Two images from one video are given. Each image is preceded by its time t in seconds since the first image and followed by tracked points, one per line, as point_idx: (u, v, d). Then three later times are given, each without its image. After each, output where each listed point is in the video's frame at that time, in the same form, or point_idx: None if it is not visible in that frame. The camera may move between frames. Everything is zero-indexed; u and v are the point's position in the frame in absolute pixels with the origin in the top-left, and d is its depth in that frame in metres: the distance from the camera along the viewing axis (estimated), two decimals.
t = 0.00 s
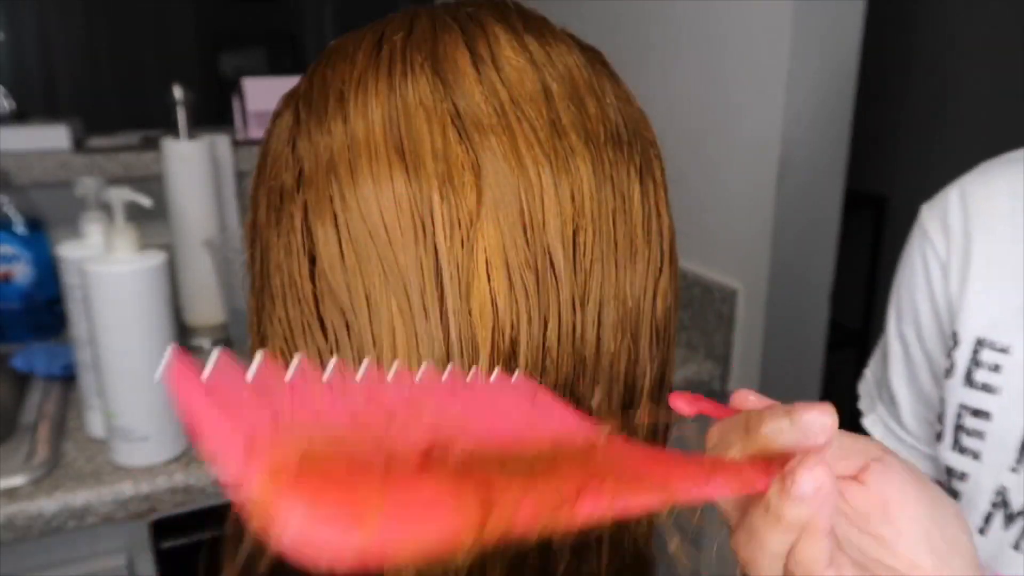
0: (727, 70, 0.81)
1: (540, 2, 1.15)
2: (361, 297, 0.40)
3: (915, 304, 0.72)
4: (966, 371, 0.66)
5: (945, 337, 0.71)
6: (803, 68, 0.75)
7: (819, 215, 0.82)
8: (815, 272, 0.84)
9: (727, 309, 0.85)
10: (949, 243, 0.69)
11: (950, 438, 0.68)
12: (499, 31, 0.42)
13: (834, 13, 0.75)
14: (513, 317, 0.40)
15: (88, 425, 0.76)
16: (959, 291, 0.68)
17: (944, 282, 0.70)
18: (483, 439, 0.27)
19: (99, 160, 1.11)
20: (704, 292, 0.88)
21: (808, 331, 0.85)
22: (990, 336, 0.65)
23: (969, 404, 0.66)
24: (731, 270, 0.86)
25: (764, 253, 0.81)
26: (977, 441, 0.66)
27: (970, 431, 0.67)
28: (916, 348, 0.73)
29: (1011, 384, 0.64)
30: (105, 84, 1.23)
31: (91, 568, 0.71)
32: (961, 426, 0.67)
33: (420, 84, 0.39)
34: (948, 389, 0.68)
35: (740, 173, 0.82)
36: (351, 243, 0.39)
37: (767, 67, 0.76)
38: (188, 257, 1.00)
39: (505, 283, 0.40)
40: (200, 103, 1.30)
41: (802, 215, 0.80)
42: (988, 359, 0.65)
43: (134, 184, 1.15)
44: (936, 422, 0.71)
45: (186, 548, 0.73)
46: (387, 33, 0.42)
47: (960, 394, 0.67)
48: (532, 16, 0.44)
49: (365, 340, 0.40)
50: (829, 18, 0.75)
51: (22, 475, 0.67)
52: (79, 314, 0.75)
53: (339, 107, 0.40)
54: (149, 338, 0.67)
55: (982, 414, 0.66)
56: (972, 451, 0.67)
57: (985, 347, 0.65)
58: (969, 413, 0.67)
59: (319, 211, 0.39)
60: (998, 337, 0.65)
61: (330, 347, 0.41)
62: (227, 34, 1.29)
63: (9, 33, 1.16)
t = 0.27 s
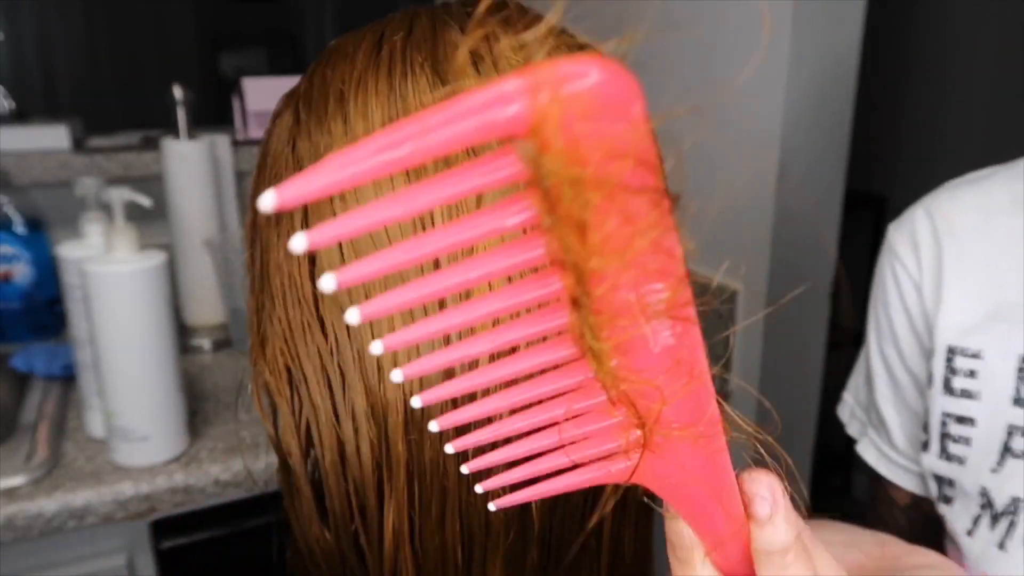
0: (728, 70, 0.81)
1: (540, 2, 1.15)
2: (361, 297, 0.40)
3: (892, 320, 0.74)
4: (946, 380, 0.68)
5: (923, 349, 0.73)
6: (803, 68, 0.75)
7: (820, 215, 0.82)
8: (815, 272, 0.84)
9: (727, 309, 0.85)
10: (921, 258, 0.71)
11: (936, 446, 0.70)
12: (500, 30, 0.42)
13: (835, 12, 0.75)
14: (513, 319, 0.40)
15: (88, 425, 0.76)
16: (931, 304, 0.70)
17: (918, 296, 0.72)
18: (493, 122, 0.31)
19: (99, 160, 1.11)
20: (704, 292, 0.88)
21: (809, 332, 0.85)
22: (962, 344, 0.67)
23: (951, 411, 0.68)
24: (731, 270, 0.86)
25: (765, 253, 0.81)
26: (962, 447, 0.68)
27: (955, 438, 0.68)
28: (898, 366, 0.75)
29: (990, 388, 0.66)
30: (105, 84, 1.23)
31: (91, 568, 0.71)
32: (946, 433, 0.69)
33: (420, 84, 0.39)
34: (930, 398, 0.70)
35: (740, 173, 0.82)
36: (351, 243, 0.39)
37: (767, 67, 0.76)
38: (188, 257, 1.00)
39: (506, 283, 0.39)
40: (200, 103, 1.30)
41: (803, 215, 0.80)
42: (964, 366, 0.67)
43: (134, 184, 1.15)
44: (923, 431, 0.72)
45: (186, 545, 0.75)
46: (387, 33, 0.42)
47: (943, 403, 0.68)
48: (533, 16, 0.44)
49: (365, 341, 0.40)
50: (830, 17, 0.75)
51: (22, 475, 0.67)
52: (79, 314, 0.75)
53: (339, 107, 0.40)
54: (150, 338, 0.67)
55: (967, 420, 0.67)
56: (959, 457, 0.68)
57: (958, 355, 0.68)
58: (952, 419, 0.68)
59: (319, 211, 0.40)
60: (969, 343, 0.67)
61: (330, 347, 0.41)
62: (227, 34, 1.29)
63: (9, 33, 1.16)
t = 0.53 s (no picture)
0: (727, 70, 0.81)
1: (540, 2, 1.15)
2: (361, 296, 0.39)
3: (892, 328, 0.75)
4: (946, 385, 0.69)
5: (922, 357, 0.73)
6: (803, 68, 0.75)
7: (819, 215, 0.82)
8: (815, 272, 0.84)
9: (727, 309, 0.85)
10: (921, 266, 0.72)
11: (937, 450, 0.70)
12: (500, 31, 0.41)
13: (834, 13, 0.75)
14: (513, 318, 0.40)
15: (88, 425, 0.76)
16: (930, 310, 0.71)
17: (917, 303, 0.73)
18: (537, 148, 0.31)
19: (98, 160, 1.11)
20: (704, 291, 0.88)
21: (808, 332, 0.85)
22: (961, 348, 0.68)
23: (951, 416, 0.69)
24: (731, 270, 0.86)
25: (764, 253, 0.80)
26: (961, 451, 0.69)
27: (954, 442, 0.69)
28: (899, 373, 0.75)
29: (989, 392, 0.67)
30: (105, 84, 1.23)
31: (90, 568, 0.70)
32: (946, 438, 0.69)
33: (420, 84, 0.39)
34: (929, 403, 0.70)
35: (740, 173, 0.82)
36: (351, 243, 0.39)
37: (767, 66, 0.76)
38: (188, 257, 1.00)
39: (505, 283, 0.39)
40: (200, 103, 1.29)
41: (802, 215, 0.80)
42: (963, 370, 0.68)
43: (134, 184, 1.15)
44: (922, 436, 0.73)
45: (187, 545, 0.74)
46: (387, 33, 0.42)
47: (943, 408, 0.69)
48: (533, 16, 0.44)
49: (365, 340, 0.40)
50: (829, 17, 0.75)
51: (21, 475, 0.67)
52: (79, 314, 0.75)
53: (339, 107, 0.40)
54: (150, 338, 0.67)
55: (967, 423, 0.68)
56: (959, 461, 0.69)
57: (957, 359, 0.68)
58: (952, 423, 0.69)
59: (319, 211, 0.39)
60: (967, 347, 0.68)
61: (330, 347, 0.41)
62: (227, 34, 1.29)
63: (9, 33, 1.16)
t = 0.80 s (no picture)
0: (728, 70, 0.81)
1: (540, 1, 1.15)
2: (361, 296, 0.40)
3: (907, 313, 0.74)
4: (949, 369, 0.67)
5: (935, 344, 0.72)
6: (803, 68, 0.75)
7: (819, 214, 0.82)
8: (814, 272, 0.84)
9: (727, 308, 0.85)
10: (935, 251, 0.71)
11: (940, 435, 0.68)
12: (500, 31, 0.42)
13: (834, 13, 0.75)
14: (513, 318, 0.40)
15: (88, 425, 0.76)
16: (941, 294, 0.70)
17: (930, 288, 0.72)
18: (641, 107, 0.33)
19: (98, 160, 1.11)
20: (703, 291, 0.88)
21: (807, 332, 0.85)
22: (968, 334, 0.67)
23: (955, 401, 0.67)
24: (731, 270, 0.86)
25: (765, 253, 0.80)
26: (963, 439, 0.67)
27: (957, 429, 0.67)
28: (913, 359, 0.74)
29: (995, 380, 0.65)
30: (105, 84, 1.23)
31: (91, 568, 0.70)
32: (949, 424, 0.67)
33: (420, 84, 0.39)
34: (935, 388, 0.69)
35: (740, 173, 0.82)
36: (351, 243, 0.39)
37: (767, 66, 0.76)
38: (188, 258, 1.00)
39: (506, 283, 0.39)
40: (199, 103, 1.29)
41: (802, 215, 0.80)
42: (969, 356, 0.66)
43: (134, 184, 1.15)
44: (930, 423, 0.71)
45: (186, 545, 0.74)
46: (387, 33, 0.42)
47: (946, 393, 0.68)
48: (533, 16, 0.44)
49: (365, 341, 0.40)
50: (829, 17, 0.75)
51: (22, 475, 0.67)
52: (79, 314, 0.75)
53: (339, 107, 0.40)
54: (150, 338, 0.67)
55: (969, 411, 0.66)
56: (960, 448, 0.67)
57: (965, 345, 0.67)
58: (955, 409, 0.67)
59: (319, 211, 0.39)
60: (976, 335, 0.66)
61: (330, 347, 0.41)
62: (227, 34, 1.29)
63: (9, 33, 1.16)
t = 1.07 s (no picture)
0: (728, 69, 0.81)
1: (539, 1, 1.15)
2: (361, 296, 0.40)
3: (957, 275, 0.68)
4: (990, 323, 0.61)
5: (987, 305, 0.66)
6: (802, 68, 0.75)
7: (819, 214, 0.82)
8: (814, 272, 0.84)
9: (727, 308, 0.85)
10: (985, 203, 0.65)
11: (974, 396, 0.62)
12: (500, 31, 0.42)
13: (834, 13, 0.75)
14: (512, 317, 0.40)
15: (87, 425, 0.76)
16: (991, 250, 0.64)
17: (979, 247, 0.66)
18: None
19: (98, 160, 1.11)
20: (703, 291, 0.88)
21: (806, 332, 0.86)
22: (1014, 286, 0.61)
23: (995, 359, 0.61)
24: (731, 270, 0.85)
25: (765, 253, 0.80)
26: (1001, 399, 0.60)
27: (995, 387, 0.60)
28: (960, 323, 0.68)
29: None
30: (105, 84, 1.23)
31: (91, 569, 0.70)
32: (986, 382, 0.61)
33: (420, 84, 0.39)
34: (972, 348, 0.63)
35: (740, 173, 0.82)
36: (351, 242, 0.39)
37: (767, 66, 0.76)
38: (188, 258, 1.00)
39: (505, 282, 0.39)
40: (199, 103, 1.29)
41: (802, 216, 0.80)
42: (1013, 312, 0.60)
43: (134, 184, 1.15)
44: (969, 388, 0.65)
45: (187, 544, 0.76)
46: (387, 33, 0.42)
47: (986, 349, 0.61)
48: (532, 16, 0.44)
49: (365, 340, 0.40)
50: (829, 17, 0.75)
51: (21, 475, 0.67)
52: (79, 314, 0.75)
53: (339, 106, 0.40)
54: (151, 337, 0.67)
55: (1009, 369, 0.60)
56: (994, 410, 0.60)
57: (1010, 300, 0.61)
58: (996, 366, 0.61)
59: (319, 210, 0.39)
60: None
61: (330, 347, 0.41)
62: (227, 34, 1.29)
63: (9, 33, 1.15)
